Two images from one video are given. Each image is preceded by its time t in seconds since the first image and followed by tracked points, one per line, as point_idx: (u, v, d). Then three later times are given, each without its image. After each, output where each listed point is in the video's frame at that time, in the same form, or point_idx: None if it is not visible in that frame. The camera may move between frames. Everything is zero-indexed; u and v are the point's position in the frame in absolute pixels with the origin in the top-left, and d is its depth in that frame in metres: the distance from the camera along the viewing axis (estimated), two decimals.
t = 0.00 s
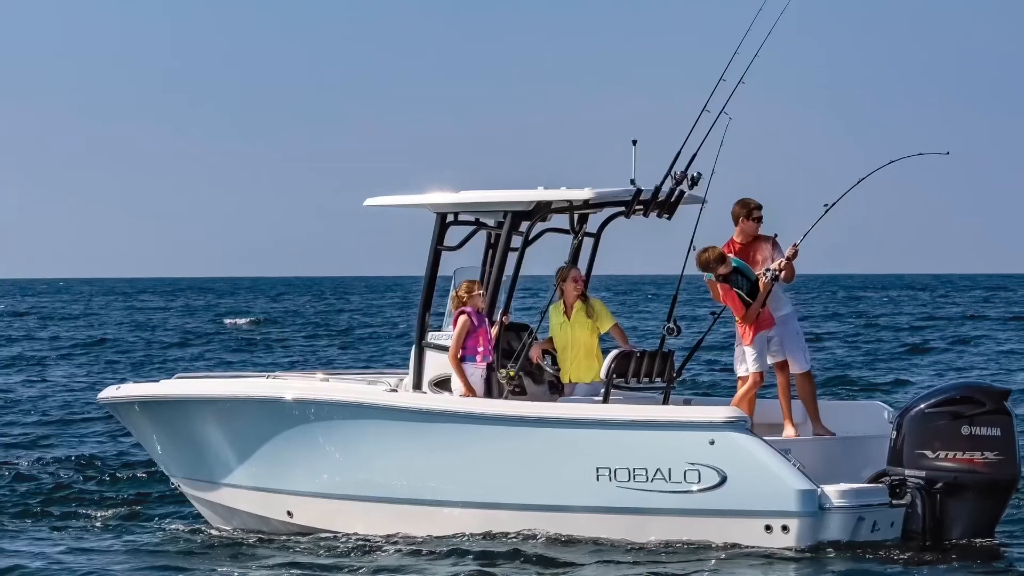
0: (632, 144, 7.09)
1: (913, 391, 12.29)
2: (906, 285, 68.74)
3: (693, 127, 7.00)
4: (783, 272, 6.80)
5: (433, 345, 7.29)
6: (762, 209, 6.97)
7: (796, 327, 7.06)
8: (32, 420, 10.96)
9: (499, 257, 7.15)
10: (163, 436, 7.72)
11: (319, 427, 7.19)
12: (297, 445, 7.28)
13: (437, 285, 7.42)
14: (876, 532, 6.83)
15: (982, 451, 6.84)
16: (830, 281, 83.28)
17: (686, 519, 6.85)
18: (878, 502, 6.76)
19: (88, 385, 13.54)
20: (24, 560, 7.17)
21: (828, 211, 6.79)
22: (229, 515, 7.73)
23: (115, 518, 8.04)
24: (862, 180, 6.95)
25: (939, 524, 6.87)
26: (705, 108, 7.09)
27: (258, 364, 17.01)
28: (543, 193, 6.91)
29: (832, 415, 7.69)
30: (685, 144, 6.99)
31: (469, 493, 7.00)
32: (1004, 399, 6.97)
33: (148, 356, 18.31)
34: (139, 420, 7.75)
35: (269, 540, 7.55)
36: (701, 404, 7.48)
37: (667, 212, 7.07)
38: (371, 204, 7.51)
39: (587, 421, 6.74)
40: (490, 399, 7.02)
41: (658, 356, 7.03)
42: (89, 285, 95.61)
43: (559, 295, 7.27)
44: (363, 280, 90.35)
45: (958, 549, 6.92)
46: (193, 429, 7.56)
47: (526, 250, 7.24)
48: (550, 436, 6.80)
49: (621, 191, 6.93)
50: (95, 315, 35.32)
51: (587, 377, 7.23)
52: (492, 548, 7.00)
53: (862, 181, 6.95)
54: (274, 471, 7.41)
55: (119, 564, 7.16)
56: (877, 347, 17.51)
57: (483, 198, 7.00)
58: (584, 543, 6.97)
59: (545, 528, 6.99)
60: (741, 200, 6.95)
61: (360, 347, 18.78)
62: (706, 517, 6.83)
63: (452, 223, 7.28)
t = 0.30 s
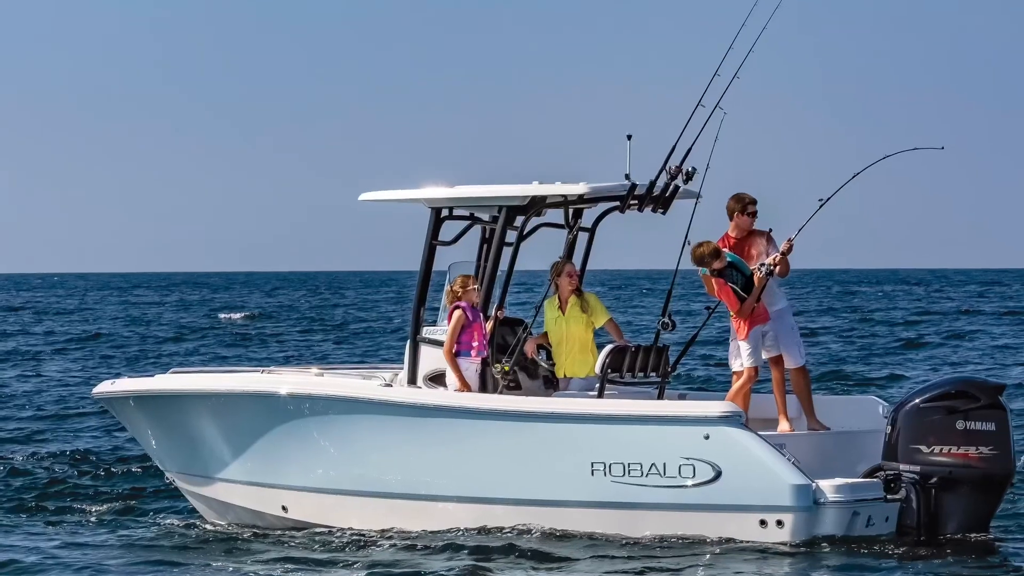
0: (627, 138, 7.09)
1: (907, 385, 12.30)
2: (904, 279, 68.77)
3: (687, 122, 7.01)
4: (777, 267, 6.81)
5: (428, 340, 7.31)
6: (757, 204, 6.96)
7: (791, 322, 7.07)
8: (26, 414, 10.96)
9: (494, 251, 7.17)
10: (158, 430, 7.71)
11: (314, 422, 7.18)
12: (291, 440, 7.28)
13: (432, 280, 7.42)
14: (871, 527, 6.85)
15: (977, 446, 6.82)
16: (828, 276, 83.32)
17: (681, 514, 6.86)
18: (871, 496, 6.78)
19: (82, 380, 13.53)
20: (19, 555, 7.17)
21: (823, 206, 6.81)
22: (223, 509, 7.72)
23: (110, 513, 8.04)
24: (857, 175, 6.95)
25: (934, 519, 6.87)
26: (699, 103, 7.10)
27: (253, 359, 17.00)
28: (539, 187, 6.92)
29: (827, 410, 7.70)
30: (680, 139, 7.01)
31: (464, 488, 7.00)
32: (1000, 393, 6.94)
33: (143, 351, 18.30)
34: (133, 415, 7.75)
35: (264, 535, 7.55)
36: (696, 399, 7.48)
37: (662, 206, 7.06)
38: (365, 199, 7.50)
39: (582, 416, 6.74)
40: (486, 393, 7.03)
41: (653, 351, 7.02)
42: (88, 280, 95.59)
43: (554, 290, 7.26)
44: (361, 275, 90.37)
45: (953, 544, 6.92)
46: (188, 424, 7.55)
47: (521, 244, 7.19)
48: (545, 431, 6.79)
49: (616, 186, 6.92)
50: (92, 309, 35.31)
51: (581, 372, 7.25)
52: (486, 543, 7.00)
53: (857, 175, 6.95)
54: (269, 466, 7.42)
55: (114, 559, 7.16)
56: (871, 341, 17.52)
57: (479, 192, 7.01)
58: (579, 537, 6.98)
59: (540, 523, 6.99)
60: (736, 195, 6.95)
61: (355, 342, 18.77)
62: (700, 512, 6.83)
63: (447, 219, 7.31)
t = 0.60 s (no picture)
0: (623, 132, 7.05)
1: (902, 380, 12.30)
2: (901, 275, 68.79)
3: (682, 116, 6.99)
4: (772, 261, 6.82)
5: (423, 334, 7.31)
6: (752, 199, 6.95)
7: (786, 316, 7.06)
8: (21, 410, 10.95)
9: (489, 245, 7.16)
10: (153, 425, 7.71)
11: (309, 416, 7.18)
12: (286, 434, 7.28)
13: (426, 275, 7.41)
14: (866, 522, 6.82)
15: (972, 441, 6.83)
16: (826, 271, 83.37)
17: (675, 509, 6.85)
18: (866, 491, 6.76)
19: (76, 375, 13.53)
20: (14, 549, 7.17)
21: (816, 202, 6.91)
22: (218, 504, 7.72)
23: (105, 507, 8.04)
24: (852, 169, 6.94)
25: (929, 513, 6.88)
26: (694, 97, 7.08)
27: (248, 354, 16.98)
28: (534, 181, 6.90)
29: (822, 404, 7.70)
30: (674, 134, 7.00)
31: (458, 483, 7.00)
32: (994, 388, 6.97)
33: (138, 345, 18.29)
34: (128, 409, 7.74)
35: (259, 530, 7.55)
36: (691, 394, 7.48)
37: (657, 201, 7.05)
38: (360, 194, 7.50)
39: (577, 410, 6.74)
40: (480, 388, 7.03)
41: (647, 345, 7.02)
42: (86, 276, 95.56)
43: (549, 284, 7.26)
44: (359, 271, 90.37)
45: (948, 538, 6.92)
46: (183, 418, 7.55)
47: (516, 239, 7.19)
48: (541, 426, 6.80)
49: (611, 180, 6.91)
50: (88, 304, 35.31)
51: (576, 366, 7.25)
52: (481, 538, 7.00)
53: (852, 170, 6.94)
54: (264, 460, 7.41)
55: (108, 554, 7.16)
56: (865, 335, 17.53)
57: (474, 186, 7.01)
58: (573, 532, 6.97)
59: (535, 518, 6.99)
60: (731, 189, 6.94)
61: (351, 337, 18.76)
62: (695, 507, 6.82)
63: (442, 213, 7.29)
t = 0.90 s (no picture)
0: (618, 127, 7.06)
1: (896, 375, 12.30)
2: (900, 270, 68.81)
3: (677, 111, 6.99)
4: (767, 256, 6.80)
5: (418, 329, 7.32)
6: (747, 193, 6.96)
7: (780, 311, 7.06)
8: (15, 404, 10.95)
9: (483, 240, 7.12)
10: (148, 420, 7.71)
11: (304, 411, 7.18)
12: (281, 429, 7.28)
13: (421, 270, 7.40)
14: (861, 516, 6.85)
15: (967, 436, 6.82)
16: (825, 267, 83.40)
17: (670, 504, 6.85)
18: (861, 486, 6.77)
19: (71, 370, 13.54)
20: (9, 544, 7.18)
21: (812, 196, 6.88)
22: (213, 499, 7.73)
23: (100, 502, 8.04)
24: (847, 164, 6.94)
25: (924, 508, 6.89)
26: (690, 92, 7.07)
27: (242, 348, 16.95)
28: (529, 176, 6.90)
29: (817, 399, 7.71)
30: (669, 129, 6.99)
31: (453, 478, 7.00)
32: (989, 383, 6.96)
33: (134, 340, 18.28)
34: (123, 404, 7.74)
35: (254, 525, 7.55)
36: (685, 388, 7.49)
37: (651, 196, 7.06)
38: (355, 188, 7.48)
39: (572, 405, 6.74)
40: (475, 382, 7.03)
41: (642, 340, 7.01)
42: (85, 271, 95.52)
43: (544, 279, 7.27)
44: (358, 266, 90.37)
45: (943, 533, 6.92)
46: (177, 413, 7.55)
47: (511, 234, 7.19)
48: (535, 421, 6.78)
49: (606, 175, 6.90)
50: (85, 299, 35.29)
51: (571, 361, 7.25)
52: (476, 532, 7.00)
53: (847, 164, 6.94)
54: (258, 455, 7.42)
55: (103, 549, 7.16)
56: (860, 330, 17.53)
57: (468, 182, 6.99)
58: (568, 527, 6.98)
59: (529, 513, 6.99)
60: (726, 184, 6.94)
61: (346, 331, 18.75)
62: (690, 501, 6.83)
63: (437, 208, 7.29)
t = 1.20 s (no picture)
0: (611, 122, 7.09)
1: (890, 369, 12.30)
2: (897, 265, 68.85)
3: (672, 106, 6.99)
4: (761, 251, 6.81)
5: (413, 324, 7.30)
6: (742, 188, 6.95)
7: (775, 306, 7.07)
8: (9, 399, 10.94)
9: (478, 235, 7.17)
10: (142, 415, 7.70)
11: (298, 406, 7.17)
12: (276, 424, 7.27)
13: (416, 264, 7.39)
14: (856, 511, 6.83)
15: (962, 431, 6.82)
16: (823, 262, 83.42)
17: (665, 499, 6.86)
18: (856, 480, 6.78)
19: (66, 364, 13.53)
20: (3, 539, 7.17)
21: (807, 189, 6.85)
22: (208, 494, 7.72)
23: (94, 497, 8.04)
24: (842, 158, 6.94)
25: (919, 503, 6.89)
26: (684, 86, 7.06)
27: (237, 343, 16.93)
28: (523, 171, 6.89)
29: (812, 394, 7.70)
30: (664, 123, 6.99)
31: (448, 473, 7.00)
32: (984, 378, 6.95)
33: (130, 335, 18.27)
34: (118, 399, 7.73)
35: (248, 520, 7.55)
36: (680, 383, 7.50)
37: (647, 190, 7.04)
38: (350, 183, 7.47)
39: (567, 400, 6.73)
40: (470, 377, 7.02)
41: (637, 335, 7.03)
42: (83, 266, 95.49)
43: (539, 274, 7.26)
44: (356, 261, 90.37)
45: (938, 528, 6.92)
46: (172, 408, 7.54)
47: (506, 229, 7.19)
48: (530, 416, 6.79)
49: (601, 170, 6.91)
50: (81, 294, 35.28)
51: (566, 356, 7.24)
52: (471, 528, 7.01)
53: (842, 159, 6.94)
54: (253, 450, 7.41)
55: (98, 544, 7.16)
56: (854, 325, 17.53)
57: (463, 176, 6.98)
58: (563, 522, 6.98)
59: (524, 507, 6.99)
60: (721, 178, 6.93)
61: (341, 326, 18.74)
62: (685, 496, 6.83)
63: (432, 203, 7.29)
